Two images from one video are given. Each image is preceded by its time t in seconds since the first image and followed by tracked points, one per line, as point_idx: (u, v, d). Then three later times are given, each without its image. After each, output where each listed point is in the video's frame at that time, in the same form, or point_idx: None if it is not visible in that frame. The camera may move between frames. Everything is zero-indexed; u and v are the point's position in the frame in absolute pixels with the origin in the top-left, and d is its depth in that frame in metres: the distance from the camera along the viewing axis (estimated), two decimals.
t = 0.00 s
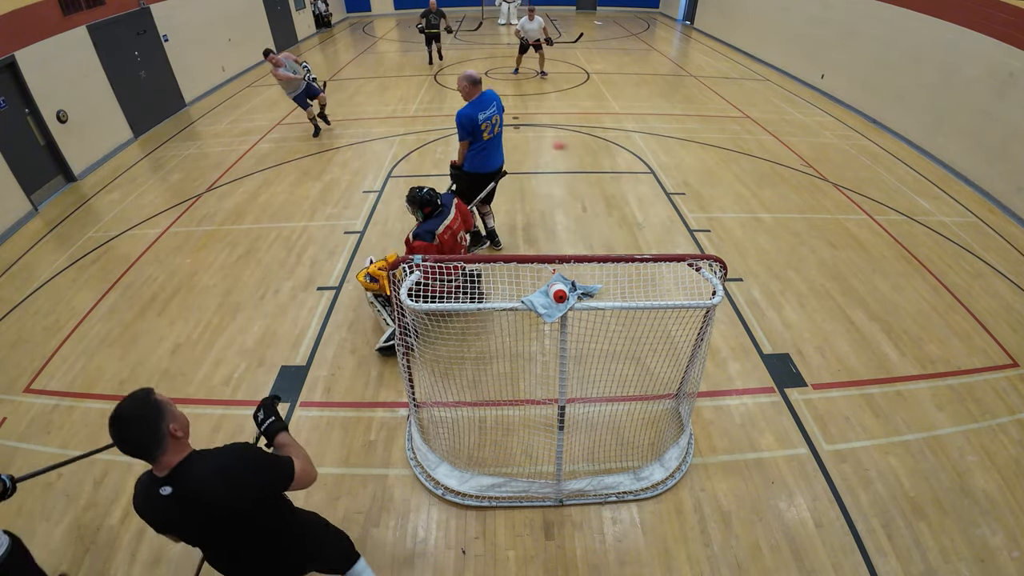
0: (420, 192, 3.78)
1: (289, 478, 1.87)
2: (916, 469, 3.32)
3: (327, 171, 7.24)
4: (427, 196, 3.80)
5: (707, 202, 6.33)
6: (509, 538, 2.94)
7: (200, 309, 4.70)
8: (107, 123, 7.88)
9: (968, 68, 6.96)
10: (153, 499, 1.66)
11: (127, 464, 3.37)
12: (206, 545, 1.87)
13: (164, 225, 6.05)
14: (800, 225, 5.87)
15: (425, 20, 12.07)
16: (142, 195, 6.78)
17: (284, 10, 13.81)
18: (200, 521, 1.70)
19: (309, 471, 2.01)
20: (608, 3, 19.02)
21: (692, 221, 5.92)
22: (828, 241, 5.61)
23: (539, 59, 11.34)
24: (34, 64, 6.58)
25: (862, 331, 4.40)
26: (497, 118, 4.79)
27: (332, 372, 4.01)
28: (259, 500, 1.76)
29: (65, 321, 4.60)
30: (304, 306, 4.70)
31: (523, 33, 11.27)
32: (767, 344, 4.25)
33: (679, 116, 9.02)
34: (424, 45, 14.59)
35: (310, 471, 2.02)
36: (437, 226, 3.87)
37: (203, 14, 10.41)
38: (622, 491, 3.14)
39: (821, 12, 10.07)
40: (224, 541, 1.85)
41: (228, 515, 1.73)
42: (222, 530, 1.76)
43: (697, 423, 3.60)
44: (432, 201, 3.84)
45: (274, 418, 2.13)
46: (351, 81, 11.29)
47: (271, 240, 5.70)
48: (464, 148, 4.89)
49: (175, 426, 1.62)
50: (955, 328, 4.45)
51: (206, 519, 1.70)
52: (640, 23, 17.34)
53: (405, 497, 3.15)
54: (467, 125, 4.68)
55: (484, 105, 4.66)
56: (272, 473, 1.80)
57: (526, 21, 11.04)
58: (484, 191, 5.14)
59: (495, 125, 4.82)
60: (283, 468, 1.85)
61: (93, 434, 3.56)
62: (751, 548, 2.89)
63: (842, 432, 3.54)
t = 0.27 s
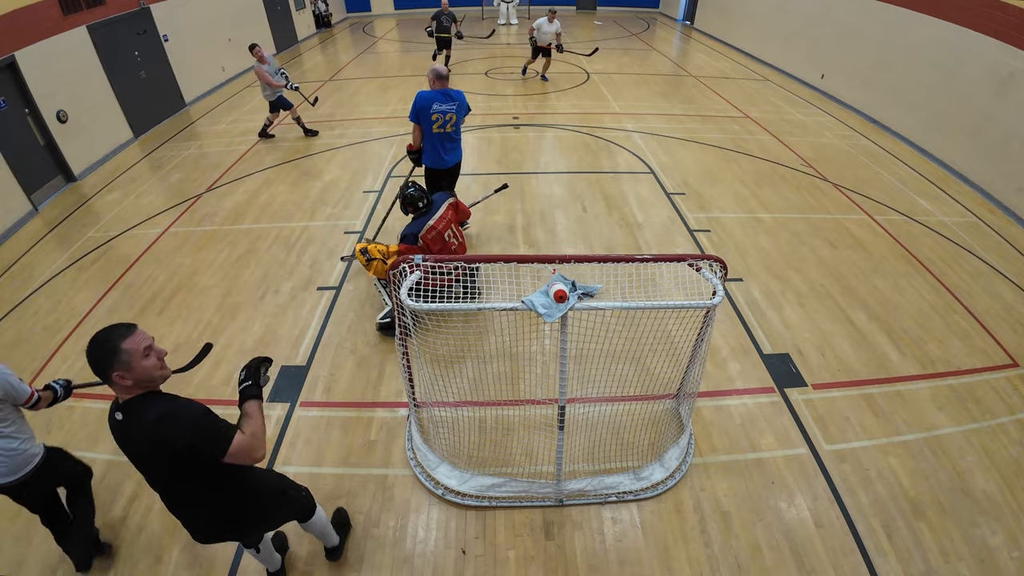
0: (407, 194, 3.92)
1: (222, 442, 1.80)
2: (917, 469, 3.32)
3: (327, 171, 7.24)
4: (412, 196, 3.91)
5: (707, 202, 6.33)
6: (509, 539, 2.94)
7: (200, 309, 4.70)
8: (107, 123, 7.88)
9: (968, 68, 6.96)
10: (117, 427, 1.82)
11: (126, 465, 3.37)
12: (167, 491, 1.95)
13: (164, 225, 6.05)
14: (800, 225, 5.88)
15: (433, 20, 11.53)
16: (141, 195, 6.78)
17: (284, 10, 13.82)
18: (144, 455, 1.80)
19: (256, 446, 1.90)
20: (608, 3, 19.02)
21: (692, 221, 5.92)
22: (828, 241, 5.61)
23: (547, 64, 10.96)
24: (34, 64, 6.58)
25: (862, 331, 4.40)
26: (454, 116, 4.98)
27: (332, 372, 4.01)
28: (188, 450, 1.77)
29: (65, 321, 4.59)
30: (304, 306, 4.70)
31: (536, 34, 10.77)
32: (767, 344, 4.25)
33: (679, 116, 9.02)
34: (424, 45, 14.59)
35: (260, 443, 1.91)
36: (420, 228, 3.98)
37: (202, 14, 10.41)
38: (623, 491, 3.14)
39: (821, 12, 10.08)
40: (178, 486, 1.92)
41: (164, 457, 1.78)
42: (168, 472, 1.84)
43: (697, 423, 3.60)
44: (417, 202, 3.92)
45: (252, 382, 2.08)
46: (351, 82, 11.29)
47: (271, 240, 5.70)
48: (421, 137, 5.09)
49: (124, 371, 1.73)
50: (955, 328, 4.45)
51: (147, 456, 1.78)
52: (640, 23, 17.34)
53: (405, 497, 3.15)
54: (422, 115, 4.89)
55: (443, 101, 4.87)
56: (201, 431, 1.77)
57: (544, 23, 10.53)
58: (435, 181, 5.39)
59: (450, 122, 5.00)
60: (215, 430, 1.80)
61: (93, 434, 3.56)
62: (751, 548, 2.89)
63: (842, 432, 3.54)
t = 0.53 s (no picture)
0: (404, 177, 3.78)
1: (218, 424, 1.89)
2: (916, 469, 3.32)
3: (327, 171, 7.24)
4: (409, 181, 3.78)
5: (707, 202, 6.33)
6: (509, 538, 2.94)
7: (200, 309, 4.70)
8: (107, 123, 7.88)
9: (968, 68, 6.96)
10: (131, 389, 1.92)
11: (126, 464, 3.36)
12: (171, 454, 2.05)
13: (164, 225, 6.04)
14: (800, 225, 5.87)
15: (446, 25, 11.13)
16: (141, 195, 6.78)
17: (284, 10, 13.82)
18: (147, 421, 1.89)
19: (250, 432, 1.98)
20: (608, 3, 19.01)
21: (692, 221, 5.92)
22: (828, 241, 5.61)
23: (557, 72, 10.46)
24: (34, 64, 6.58)
25: (862, 331, 4.40)
26: (424, 116, 5.09)
27: (332, 372, 4.01)
28: (187, 425, 1.86)
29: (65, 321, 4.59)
30: (304, 306, 4.70)
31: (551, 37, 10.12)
32: (767, 344, 4.25)
33: (679, 116, 9.02)
34: (424, 45, 14.58)
35: (255, 429, 1.99)
36: (410, 213, 3.84)
37: (202, 13, 10.40)
38: (622, 491, 3.14)
39: (821, 12, 10.08)
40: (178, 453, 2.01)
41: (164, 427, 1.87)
42: (167, 442, 1.93)
43: (697, 423, 3.60)
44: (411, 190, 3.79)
45: (254, 367, 2.11)
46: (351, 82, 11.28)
47: (271, 240, 5.70)
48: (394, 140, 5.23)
49: (143, 339, 1.80)
50: (955, 329, 4.45)
51: (148, 422, 1.87)
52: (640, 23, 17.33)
53: (405, 497, 3.15)
54: (394, 125, 5.03)
55: (410, 106, 4.96)
56: (200, 410, 1.85)
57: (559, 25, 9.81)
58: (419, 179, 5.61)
59: (421, 123, 5.13)
60: (216, 410, 1.89)
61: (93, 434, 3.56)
62: (750, 548, 2.89)
63: (842, 432, 3.54)
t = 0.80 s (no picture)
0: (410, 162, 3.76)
1: (255, 378, 2.11)
2: (917, 469, 3.32)
3: (327, 171, 7.24)
4: (412, 167, 3.76)
5: (707, 202, 6.33)
6: (509, 538, 2.94)
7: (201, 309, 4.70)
8: (107, 123, 7.88)
9: (968, 68, 6.96)
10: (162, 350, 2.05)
11: (126, 464, 3.36)
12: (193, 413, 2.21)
13: (164, 225, 6.04)
14: (800, 225, 5.87)
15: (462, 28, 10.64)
16: (141, 195, 6.78)
17: (284, 10, 13.82)
18: (182, 382, 2.05)
19: (281, 382, 2.24)
20: (608, 3, 19.01)
21: (692, 221, 5.92)
22: (829, 241, 5.61)
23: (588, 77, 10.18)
24: (34, 64, 6.58)
25: (862, 331, 4.40)
26: (396, 112, 5.10)
27: (332, 372, 4.01)
28: (223, 381, 2.05)
29: (65, 321, 4.60)
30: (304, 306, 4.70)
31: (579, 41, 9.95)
32: (767, 344, 4.25)
33: (679, 116, 9.02)
34: (424, 45, 14.58)
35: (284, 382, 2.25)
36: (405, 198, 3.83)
37: (202, 14, 10.41)
38: (623, 491, 3.14)
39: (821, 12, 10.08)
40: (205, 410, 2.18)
41: (200, 386, 2.05)
42: (200, 399, 2.10)
43: (697, 423, 3.60)
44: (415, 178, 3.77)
45: (280, 326, 2.34)
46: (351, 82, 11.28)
47: (271, 240, 5.70)
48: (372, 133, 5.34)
49: (184, 303, 1.96)
50: (955, 329, 4.45)
51: (184, 382, 2.04)
52: (640, 23, 17.33)
53: (405, 497, 3.15)
54: (369, 117, 5.15)
55: (382, 99, 5.03)
56: (238, 368, 2.06)
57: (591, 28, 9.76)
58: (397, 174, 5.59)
59: (394, 118, 5.15)
60: (251, 368, 2.09)
61: (93, 434, 3.56)
62: (751, 548, 2.89)
63: (842, 432, 3.54)
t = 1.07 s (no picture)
0: (397, 166, 3.75)
1: (270, 341, 2.26)
2: (917, 469, 3.32)
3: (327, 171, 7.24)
4: (398, 171, 3.74)
5: (707, 202, 6.33)
6: (509, 539, 2.94)
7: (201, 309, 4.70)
8: (107, 123, 7.88)
9: (968, 68, 6.96)
10: (183, 316, 2.23)
11: (127, 464, 3.37)
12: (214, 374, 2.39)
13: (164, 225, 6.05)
14: (800, 225, 5.87)
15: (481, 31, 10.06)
16: (142, 195, 6.78)
17: (284, 10, 13.82)
18: (202, 344, 2.23)
19: (295, 346, 2.37)
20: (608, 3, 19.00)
21: (692, 221, 5.92)
22: (828, 241, 5.61)
23: (615, 81, 9.54)
24: (34, 64, 6.58)
25: (862, 331, 4.40)
26: (373, 110, 5.16)
27: (332, 372, 4.01)
28: (238, 342, 2.22)
29: (65, 321, 4.60)
30: (304, 306, 4.70)
31: (607, 43, 9.44)
32: (767, 344, 4.25)
33: (679, 116, 9.02)
34: (424, 45, 14.58)
35: (300, 346, 2.38)
36: (392, 202, 3.85)
37: (202, 14, 10.41)
38: (622, 491, 3.14)
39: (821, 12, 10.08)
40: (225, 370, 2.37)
41: (219, 346, 2.23)
42: (219, 359, 2.29)
43: (697, 423, 3.60)
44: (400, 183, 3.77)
45: (290, 294, 2.48)
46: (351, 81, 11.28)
47: (271, 240, 5.70)
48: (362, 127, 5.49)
49: (213, 266, 2.18)
50: (955, 328, 4.45)
51: (204, 344, 2.22)
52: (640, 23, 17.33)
53: (405, 497, 3.15)
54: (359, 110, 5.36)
55: (366, 95, 5.15)
56: (255, 330, 2.22)
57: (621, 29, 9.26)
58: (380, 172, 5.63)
59: (373, 116, 5.20)
60: (263, 332, 2.24)
61: (93, 434, 3.56)
62: (751, 548, 2.89)
63: (842, 432, 3.54)
